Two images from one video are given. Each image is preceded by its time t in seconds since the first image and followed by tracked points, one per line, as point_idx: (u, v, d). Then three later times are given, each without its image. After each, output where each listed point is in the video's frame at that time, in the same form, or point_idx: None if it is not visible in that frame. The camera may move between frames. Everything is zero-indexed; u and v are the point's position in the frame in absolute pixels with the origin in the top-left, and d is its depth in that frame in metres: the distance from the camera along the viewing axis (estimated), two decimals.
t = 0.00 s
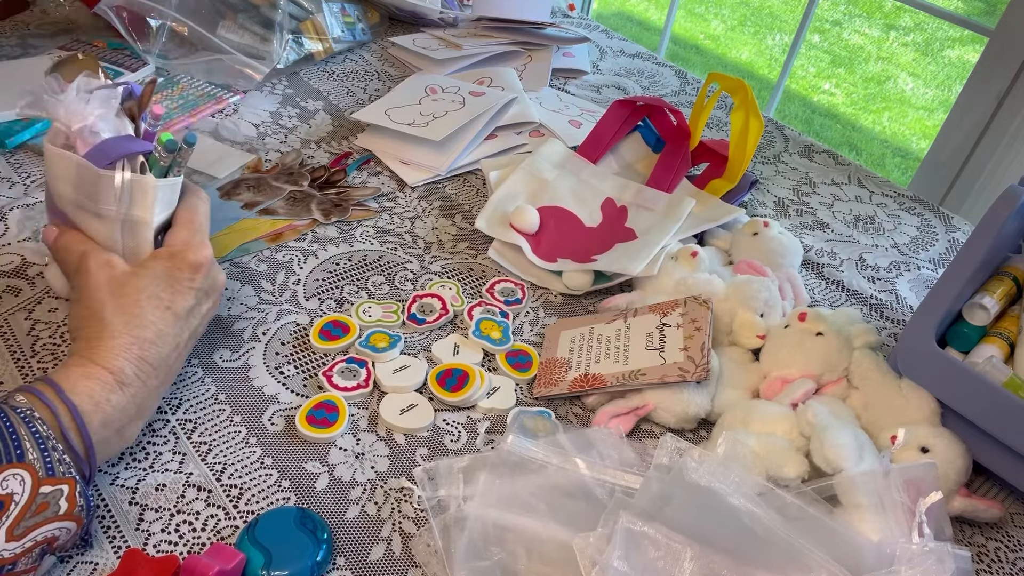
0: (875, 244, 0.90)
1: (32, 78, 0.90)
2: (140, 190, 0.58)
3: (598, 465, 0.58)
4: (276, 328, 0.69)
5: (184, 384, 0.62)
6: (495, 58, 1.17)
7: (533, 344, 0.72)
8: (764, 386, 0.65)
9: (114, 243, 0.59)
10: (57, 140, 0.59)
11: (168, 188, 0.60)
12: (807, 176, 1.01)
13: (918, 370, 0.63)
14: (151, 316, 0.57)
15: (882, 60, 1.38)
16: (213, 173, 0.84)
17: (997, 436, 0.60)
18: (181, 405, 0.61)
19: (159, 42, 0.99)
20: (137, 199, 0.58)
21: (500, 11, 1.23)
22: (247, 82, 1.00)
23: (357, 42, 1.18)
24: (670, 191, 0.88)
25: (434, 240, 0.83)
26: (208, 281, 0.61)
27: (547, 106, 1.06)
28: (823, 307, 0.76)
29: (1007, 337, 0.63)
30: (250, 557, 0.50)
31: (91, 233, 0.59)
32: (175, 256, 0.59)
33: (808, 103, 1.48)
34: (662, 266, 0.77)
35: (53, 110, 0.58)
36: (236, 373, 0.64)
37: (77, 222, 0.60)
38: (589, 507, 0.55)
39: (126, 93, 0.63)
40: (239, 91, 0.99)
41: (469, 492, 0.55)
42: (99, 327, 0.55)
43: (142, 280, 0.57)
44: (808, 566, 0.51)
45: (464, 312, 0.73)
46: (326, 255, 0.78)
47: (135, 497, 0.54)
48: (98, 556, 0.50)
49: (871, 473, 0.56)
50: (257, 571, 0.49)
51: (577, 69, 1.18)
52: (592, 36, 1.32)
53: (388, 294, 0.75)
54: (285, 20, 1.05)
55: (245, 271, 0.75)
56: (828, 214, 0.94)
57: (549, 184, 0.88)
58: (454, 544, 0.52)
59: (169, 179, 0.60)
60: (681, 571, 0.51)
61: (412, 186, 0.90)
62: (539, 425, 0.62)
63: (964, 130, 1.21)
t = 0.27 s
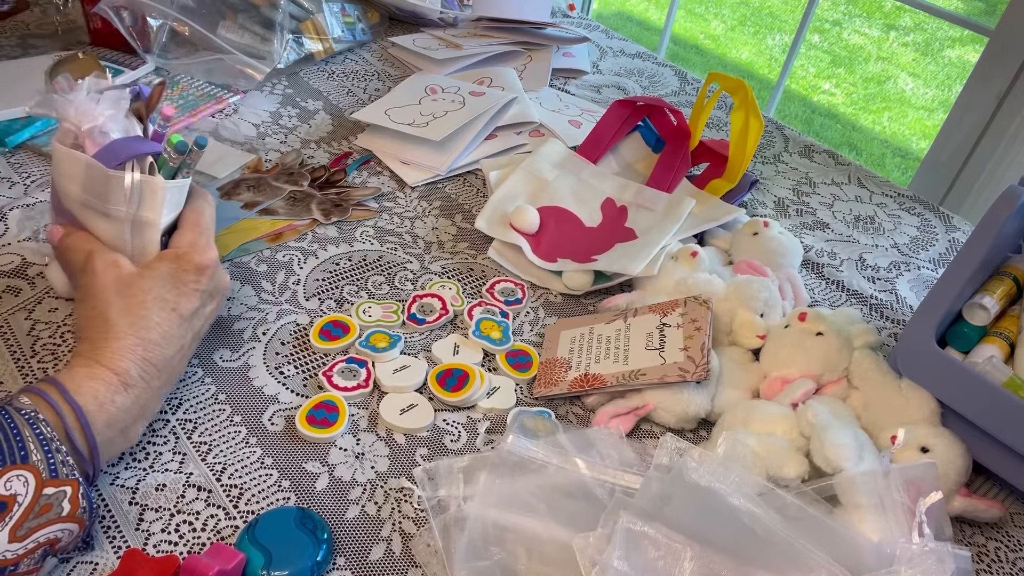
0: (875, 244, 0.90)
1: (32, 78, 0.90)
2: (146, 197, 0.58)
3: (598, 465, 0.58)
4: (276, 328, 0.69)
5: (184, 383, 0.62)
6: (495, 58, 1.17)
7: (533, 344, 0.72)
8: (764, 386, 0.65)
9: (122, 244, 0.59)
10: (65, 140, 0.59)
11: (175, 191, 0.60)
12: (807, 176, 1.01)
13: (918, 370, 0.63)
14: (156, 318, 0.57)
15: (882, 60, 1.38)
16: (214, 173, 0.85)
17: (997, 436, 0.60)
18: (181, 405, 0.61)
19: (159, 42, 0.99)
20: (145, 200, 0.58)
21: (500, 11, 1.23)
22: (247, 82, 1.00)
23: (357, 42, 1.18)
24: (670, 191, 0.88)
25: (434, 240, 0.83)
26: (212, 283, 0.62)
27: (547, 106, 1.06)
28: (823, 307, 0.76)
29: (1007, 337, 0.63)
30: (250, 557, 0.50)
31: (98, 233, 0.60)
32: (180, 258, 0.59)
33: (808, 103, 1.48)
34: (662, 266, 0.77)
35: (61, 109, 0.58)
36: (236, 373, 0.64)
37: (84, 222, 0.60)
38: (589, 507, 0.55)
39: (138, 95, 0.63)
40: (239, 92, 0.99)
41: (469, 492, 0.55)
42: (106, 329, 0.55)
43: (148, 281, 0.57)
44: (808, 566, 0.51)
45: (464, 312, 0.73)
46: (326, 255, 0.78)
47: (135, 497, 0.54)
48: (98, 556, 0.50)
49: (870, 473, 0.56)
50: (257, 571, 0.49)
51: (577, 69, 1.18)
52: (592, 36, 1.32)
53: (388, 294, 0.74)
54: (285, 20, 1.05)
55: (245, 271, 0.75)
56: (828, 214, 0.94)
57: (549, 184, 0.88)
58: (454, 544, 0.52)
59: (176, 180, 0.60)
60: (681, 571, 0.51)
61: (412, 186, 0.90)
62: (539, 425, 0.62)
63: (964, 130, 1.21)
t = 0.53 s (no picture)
0: (875, 244, 0.90)
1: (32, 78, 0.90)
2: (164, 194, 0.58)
3: (598, 465, 0.58)
4: (276, 328, 0.69)
5: (185, 384, 0.62)
6: (495, 58, 1.17)
7: (533, 344, 0.72)
8: (764, 386, 0.65)
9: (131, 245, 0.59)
10: (81, 138, 0.60)
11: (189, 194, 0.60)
12: (807, 176, 1.01)
13: (917, 369, 0.63)
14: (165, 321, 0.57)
15: (882, 60, 1.38)
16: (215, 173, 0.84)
17: (997, 436, 0.60)
18: (182, 405, 0.61)
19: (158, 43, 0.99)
20: (158, 203, 0.58)
21: (500, 11, 1.23)
22: (247, 83, 1.00)
23: (357, 42, 1.18)
24: (670, 191, 0.88)
25: (434, 240, 0.83)
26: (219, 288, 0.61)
27: (547, 106, 1.06)
28: (823, 307, 0.76)
29: (1007, 337, 0.63)
30: (250, 557, 0.50)
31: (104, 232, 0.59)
32: (189, 260, 0.59)
33: (808, 103, 1.48)
34: (662, 266, 0.77)
35: (77, 107, 0.58)
36: (236, 373, 0.64)
37: (92, 220, 0.60)
38: (589, 507, 0.55)
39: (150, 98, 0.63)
40: (239, 92, 0.99)
41: (469, 492, 0.56)
42: (109, 328, 0.55)
43: (155, 283, 0.57)
44: (808, 566, 0.51)
45: (464, 312, 0.73)
46: (326, 255, 0.78)
47: (135, 497, 0.54)
48: (98, 556, 0.50)
49: (871, 473, 0.56)
50: (257, 571, 0.49)
51: (577, 69, 1.18)
52: (592, 36, 1.32)
53: (388, 294, 0.75)
54: (285, 20, 1.05)
55: (245, 271, 0.75)
56: (828, 214, 0.94)
57: (549, 184, 0.88)
58: (454, 544, 0.52)
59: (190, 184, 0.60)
60: (681, 571, 0.51)
61: (412, 186, 0.90)
62: (539, 425, 0.62)
63: (964, 130, 1.21)
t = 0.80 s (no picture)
0: (875, 244, 0.90)
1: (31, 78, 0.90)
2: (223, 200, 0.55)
3: (598, 465, 0.58)
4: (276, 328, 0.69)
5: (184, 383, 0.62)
6: (495, 58, 1.17)
7: (533, 344, 0.72)
8: (764, 386, 0.65)
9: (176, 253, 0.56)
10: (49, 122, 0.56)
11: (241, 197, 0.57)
12: (806, 176, 1.01)
13: (917, 369, 0.63)
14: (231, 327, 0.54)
15: (882, 60, 1.38)
16: (216, 168, 0.82)
17: (997, 436, 0.60)
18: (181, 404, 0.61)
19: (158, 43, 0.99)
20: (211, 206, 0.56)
21: (500, 11, 1.23)
22: (247, 82, 1.00)
23: (357, 42, 1.18)
24: (670, 191, 0.88)
25: (434, 240, 0.83)
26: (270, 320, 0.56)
27: (547, 106, 1.06)
28: (822, 307, 0.76)
29: (1007, 337, 0.63)
30: (250, 557, 0.50)
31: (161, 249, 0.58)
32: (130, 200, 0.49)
33: (808, 103, 1.48)
34: (662, 266, 0.77)
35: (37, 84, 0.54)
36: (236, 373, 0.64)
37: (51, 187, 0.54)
38: (589, 507, 0.55)
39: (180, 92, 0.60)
40: (239, 91, 0.99)
41: (469, 492, 0.56)
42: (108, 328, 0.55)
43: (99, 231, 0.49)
44: (808, 566, 0.51)
45: (464, 312, 0.73)
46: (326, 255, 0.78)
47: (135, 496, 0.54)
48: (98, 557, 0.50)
49: (871, 473, 0.56)
50: (257, 571, 0.49)
51: (577, 69, 1.18)
52: (592, 36, 1.32)
53: (388, 294, 0.74)
54: (285, 20, 1.05)
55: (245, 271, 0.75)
56: (828, 214, 0.94)
57: (549, 184, 0.88)
58: (454, 544, 0.52)
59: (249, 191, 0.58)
60: (681, 571, 0.51)
61: (412, 186, 0.90)
62: (539, 425, 0.62)
63: (964, 130, 1.21)
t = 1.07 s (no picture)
0: (875, 244, 0.90)
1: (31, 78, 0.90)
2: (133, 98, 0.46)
3: (598, 465, 0.58)
4: (276, 328, 0.69)
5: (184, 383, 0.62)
6: (495, 58, 1.17)
7: (533, 344, 0.72)
8: (764, 386, 0.65)
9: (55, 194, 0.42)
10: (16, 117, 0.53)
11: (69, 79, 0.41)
12: (806, 176, 1.01)
13: (917, 369, 0.63)
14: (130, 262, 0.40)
15: (882, 60, 1.38)
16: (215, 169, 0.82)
17: (997, 436, 0.60)
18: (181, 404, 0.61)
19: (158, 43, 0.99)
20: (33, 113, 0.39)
21: (500, 11, 1.23)
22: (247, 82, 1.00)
23: (357, 42, 1.18)
24: (670, 191, 0.88)
25: (434, 240, 0.83)
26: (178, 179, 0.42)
27: (547, 106, 1.06)
28: (822, 307, 0.76)
29: (1007, 337, 0.63)
30: (250, 557, 0.50)
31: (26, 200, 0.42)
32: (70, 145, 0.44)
33: (808, 103, 1.48)
34: (662, 266, 0.77)
35: None
36: (236, 373, 0.64)
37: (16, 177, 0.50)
38: (589, 507, 0.55)
39: None
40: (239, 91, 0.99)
41: (469, 492, 0.56)
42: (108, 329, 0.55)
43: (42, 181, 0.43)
44: (808, 566, 0.51)
45: (464, 312, 0.73)
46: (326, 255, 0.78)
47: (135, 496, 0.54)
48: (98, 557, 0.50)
49: (871, 473, 0.56)
50: (257, 571, 0.49)
51: (576, 69, 1.18)
52: (592, 36, 1.32)
53: (388, 294, 0.75)
54: (285, 20, 1.05)
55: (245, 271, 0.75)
56: (828, 214, 0.94)
57: (549, 184, 0.88)
58: (454, 544, 0.52)
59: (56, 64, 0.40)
60: (681, 571, 0.51)
61: (412, 186, 0.90)
62: (539, 425, 0.62)
63: (964, 130, 1.21)
